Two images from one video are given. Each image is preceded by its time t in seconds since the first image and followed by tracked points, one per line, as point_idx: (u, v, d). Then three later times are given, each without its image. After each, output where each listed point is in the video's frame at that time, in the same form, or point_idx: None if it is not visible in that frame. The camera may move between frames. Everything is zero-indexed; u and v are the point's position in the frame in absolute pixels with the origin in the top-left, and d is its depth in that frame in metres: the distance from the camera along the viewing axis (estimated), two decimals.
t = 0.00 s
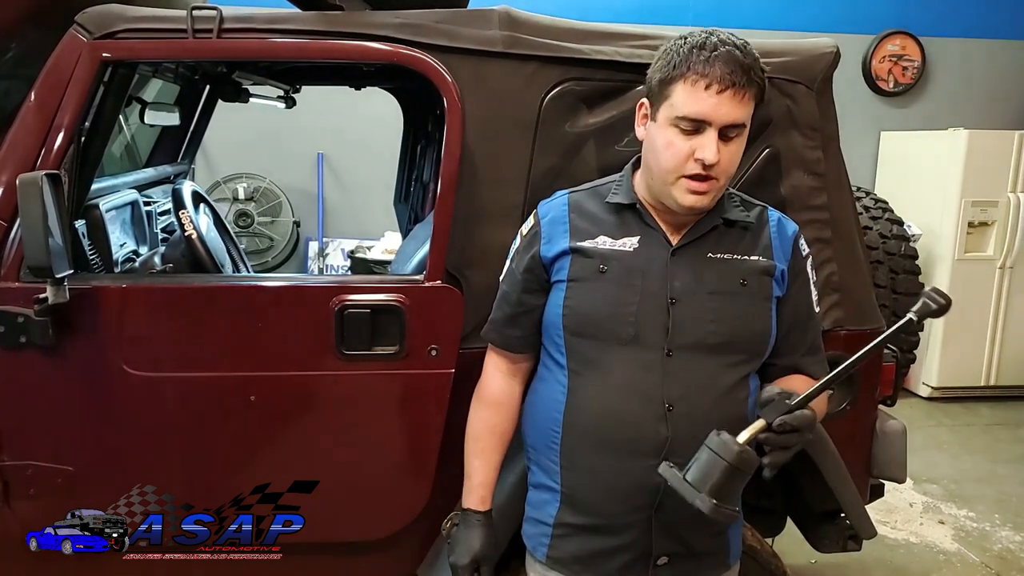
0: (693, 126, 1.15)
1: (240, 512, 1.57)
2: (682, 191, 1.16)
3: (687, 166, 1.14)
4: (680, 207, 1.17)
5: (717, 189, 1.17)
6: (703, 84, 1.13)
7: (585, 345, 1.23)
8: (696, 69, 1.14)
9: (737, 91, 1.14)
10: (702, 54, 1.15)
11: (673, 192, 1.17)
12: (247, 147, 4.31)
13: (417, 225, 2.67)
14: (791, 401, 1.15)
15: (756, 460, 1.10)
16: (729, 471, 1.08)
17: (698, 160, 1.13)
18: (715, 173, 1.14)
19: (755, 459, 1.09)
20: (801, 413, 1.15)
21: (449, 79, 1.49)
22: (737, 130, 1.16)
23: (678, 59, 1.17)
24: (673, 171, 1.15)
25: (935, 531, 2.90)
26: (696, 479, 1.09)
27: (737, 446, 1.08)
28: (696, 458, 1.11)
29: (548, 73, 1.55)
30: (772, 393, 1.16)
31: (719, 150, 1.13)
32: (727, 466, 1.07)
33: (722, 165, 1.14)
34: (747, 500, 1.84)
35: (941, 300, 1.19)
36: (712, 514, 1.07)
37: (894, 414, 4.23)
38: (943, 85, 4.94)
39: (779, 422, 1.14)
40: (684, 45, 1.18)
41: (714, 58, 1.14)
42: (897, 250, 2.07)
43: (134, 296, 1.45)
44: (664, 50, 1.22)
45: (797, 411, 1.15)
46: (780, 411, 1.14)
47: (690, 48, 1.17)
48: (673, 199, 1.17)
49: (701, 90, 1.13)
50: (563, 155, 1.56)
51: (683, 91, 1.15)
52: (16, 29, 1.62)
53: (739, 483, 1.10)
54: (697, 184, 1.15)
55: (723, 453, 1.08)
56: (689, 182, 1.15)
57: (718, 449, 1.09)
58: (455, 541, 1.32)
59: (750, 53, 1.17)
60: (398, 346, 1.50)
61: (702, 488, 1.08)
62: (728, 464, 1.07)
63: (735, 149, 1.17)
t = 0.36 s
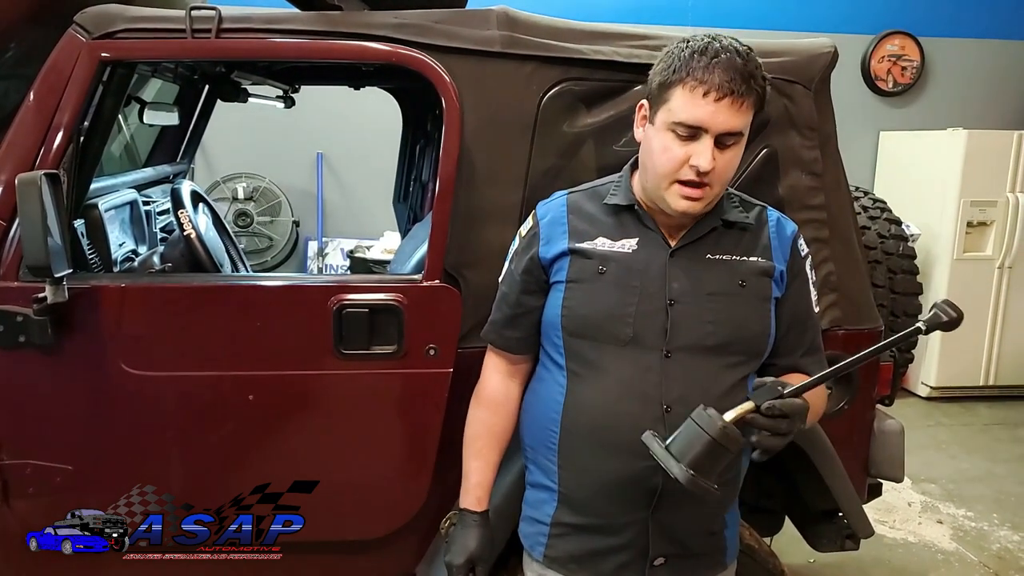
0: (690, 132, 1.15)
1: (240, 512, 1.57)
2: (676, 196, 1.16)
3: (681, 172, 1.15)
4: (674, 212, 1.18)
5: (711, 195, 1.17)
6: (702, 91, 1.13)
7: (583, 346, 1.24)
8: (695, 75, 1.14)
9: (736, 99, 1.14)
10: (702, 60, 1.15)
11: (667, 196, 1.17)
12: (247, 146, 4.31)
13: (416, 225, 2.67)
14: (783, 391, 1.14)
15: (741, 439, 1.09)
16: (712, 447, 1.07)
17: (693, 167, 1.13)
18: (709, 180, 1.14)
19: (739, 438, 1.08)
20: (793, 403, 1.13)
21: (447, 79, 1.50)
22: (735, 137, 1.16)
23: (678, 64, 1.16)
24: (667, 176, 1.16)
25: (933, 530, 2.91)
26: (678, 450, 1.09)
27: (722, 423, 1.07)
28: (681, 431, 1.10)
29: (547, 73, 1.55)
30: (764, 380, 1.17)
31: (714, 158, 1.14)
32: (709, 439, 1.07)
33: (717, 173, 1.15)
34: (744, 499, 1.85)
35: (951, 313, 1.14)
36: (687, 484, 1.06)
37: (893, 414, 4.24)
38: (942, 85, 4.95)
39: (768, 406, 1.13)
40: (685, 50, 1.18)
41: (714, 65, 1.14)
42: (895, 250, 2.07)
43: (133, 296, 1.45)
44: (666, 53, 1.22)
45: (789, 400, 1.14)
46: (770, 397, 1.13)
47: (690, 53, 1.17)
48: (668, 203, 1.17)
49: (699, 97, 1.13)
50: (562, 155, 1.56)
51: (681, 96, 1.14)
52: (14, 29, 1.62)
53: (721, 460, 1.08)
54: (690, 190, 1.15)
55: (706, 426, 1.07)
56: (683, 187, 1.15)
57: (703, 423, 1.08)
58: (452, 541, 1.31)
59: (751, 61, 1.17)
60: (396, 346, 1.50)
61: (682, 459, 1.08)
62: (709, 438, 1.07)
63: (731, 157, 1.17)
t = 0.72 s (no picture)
0: (690, 130, 1.14)
1: (240, 512, 1.57)
2: (677, 195, 1.16)
3: (682, 171, 1.14)
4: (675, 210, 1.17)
5: (712, 194, 1.17)
6: (703, 89, 1.13)
7: (580, 344, 1.24)
8: (696, 73, 1.14)
9: (736, 98, 1.14)
10: (703, 58, 1.15)
11: (667, 195, 1.17)
12: (245, 145, 4.31)
13: (413, 223, 2.67)
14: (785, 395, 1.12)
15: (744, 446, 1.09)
16: (715, 458, 1.07)
17: (694, 165, 1.13)
18: (709, 179, 1.14)
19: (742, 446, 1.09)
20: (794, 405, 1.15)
21: (445, 76, 1.49)
22: (735, 136, 1.16)
23: (678, 62, 1.16)
24: (668, 174, 1.15)
25: (931, 529, 2.91)
26: (682, 461, 1.09)
27: (724, 434, 1.07)
28: (683, 442, 1.10)
29: (545, 71, 1.55)
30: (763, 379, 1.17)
31: (714, 156, 1.13)
32: (713, 451, 1.07)
33: (718, 171, 1.14)
34: (742, 498, 1.85)
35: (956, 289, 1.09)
36: (693, 497, 1.07)
37: (891, 412, 4.24)
38: (940, 84, 4.95)
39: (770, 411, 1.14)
40: (686, 48, 1.18)
41: (715, 63, 1.14)
42: (893, 248, 2.07)
43: (131, 294, 1.45)
44: (665, 51, 1.22)
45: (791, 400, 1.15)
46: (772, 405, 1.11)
47: (691, 51, 1.17)
48: (668, 202, 1.17)
49: (700, 95, 1.13)
50: (560, 154, 1.56)
51: (682, 94, 1.14)
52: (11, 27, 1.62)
53: (726, 468, 1.09)
54: (690, 189, 1.15)
55: (709, 438, 1.08)
56: (684, 185, 1.15)
57: (706, 434, 1.08)
58: (450, 540, 1.31)
59: (751, 60, 1.17)
60: (394, 344, 1.50)
61: (687, 471, 1.08)
62: (713, 450, 1.07)
63: (730, 156, 1.17)
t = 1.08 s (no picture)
0: (688, 121, 1.15)
1: (240, 512, 1.57)
2: (677, 187, 1.16)
3: (681, 161, 1.15)
4: (675, 202, 1.18)
5: (711, 184, 1.17)
6: (699, 79, 1.14)
7: (579, 341, 1.24)
8: (692, 64, 1.14)
9: (733, 87, 1.14)
10: (699, 49, 1.15)
11: (667, 186, 1.17)
12: (245, 145, 4.31)
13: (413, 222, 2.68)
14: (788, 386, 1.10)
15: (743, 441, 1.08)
16: (710, 454, 1.07)
17: (693, 156, 1.13)
18: (709, 169, 1.15)
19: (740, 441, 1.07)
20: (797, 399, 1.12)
21: (444, 74, 1.49)
22: (732, 126, 1.17)
23: (674, 53, 1.17)
24: (667, 166, 1.16)
25: (930, 528, 2.91)
26: (679, 457, 1.09)
27: (721, 431, 1.06)
28: (681, 436, 1.10)
29: (544, 70, 1.55)
30: (767, 372, 1.16)
31: (713, 146, 1.14)
32: (708, 448, 1.06)
33: (717, 160, 1.15)
34: (742, 495, 1.86)
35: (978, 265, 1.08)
36: (689, 493, 1.09)
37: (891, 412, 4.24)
38: (939, 84, 4.95)
39: (772, 406, 1.11)
40: (681, 39, 1.18)
41: (711, 54, 1.14)
42: (892, 248, 2.07)
43: (129, 293, 1.45)
44: (661, 44, 1.22)
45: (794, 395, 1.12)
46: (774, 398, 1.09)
47: (686, 42, 1.17)
48: (668, 194, 1.17)
49: (697, 85, 1.13)
50: (559, 152, 1.57)
51: (679, 85, 1.15)
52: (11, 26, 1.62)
53: (724, 462, 1.08)
54: (690, 180, 1.15)
55: (705, 435, 1.07)
56: (684, 176, 1.15)
57: (703, 431, 1.07)
58: (450, 539, 1.31)
59: (746, 50, 1.18)
60: (394, 341, 1.50)
61: (683, 467, 1.09)
62: (708, 446, 1.06)
63: (728, 145, 1.17)
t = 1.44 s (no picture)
0: (686, 116, 1.16)
1: (240, 512, 1.59)
2: (676, 181, 1.17)
3: (680, 156, 1.16)
4: (674, 196, 1.19)
5: (710, 178, 1.18)
6: (696, 74, 1.15)
7: (580, 337, 1.25)
8: (689, 59, 1.15)
9: (729, 81, 1.15)
10: (695, 44, 1.16)
11: (666, 181, 1.18)
12: (246, 143, 4.31)
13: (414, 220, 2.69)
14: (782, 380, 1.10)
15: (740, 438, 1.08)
16: (707, 454, 1.08)
17: (691, 150, 1.15)
18: (707, 163, 1.16)
19: (737, 438, 1.08)
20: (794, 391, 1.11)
21: (446, 72, 1.50)
22: (729, 120, 1.18)
23: (671, 49, 1.18)
24: (666, 161, 1.17)
25: (929, 525, 2.92)
26: (677, 457, 1.11)
27: (715, 432, 1.07)
28: (678, 437, 1.11)
29: (546, 68, 1.56)
30: (762, 365, 1.16)
31: (711, 140, 1.15)
32: (703, 448, 1.07)
33: (715, 154, 1.16)
34: (742, 492, 1.87)
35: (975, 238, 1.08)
36: (690, 492, 1.11)
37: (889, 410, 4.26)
38: (938, 83, 4.96)
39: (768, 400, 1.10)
40: (678, 35, 1.19)
41: (708, 49, 1.15)
42: (892, 246, 2.08)
43: (132, 291, 1.46)
44: (658, 41, 1.23)
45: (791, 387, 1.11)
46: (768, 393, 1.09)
47: (683, 38, 1.18)
48: (667, 189, 1.19)
49: (694, 80, 1.15)
50: (560, 150, 1.58)
51: (676, 81, 1.16)
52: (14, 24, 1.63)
53: (722, 458, 1.09)
54: (688, 174, 1.17)
55: (700, 435, 1.08)
56: (683, 171, 1.17)
57: (698, 431, 1.08)
58: (453, 535, 1.32)
59: (742, 44, 1.19)
60: (396, 338, 1.51)
61: (682, 467, 1.11)
62: (704, 446, 1.07)
63: (726, 139, 1.18)
